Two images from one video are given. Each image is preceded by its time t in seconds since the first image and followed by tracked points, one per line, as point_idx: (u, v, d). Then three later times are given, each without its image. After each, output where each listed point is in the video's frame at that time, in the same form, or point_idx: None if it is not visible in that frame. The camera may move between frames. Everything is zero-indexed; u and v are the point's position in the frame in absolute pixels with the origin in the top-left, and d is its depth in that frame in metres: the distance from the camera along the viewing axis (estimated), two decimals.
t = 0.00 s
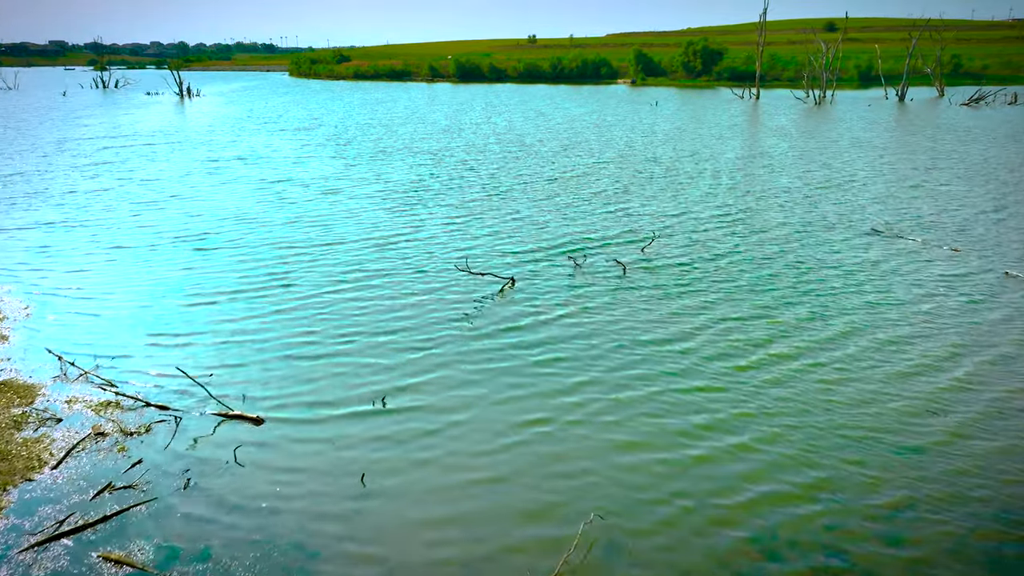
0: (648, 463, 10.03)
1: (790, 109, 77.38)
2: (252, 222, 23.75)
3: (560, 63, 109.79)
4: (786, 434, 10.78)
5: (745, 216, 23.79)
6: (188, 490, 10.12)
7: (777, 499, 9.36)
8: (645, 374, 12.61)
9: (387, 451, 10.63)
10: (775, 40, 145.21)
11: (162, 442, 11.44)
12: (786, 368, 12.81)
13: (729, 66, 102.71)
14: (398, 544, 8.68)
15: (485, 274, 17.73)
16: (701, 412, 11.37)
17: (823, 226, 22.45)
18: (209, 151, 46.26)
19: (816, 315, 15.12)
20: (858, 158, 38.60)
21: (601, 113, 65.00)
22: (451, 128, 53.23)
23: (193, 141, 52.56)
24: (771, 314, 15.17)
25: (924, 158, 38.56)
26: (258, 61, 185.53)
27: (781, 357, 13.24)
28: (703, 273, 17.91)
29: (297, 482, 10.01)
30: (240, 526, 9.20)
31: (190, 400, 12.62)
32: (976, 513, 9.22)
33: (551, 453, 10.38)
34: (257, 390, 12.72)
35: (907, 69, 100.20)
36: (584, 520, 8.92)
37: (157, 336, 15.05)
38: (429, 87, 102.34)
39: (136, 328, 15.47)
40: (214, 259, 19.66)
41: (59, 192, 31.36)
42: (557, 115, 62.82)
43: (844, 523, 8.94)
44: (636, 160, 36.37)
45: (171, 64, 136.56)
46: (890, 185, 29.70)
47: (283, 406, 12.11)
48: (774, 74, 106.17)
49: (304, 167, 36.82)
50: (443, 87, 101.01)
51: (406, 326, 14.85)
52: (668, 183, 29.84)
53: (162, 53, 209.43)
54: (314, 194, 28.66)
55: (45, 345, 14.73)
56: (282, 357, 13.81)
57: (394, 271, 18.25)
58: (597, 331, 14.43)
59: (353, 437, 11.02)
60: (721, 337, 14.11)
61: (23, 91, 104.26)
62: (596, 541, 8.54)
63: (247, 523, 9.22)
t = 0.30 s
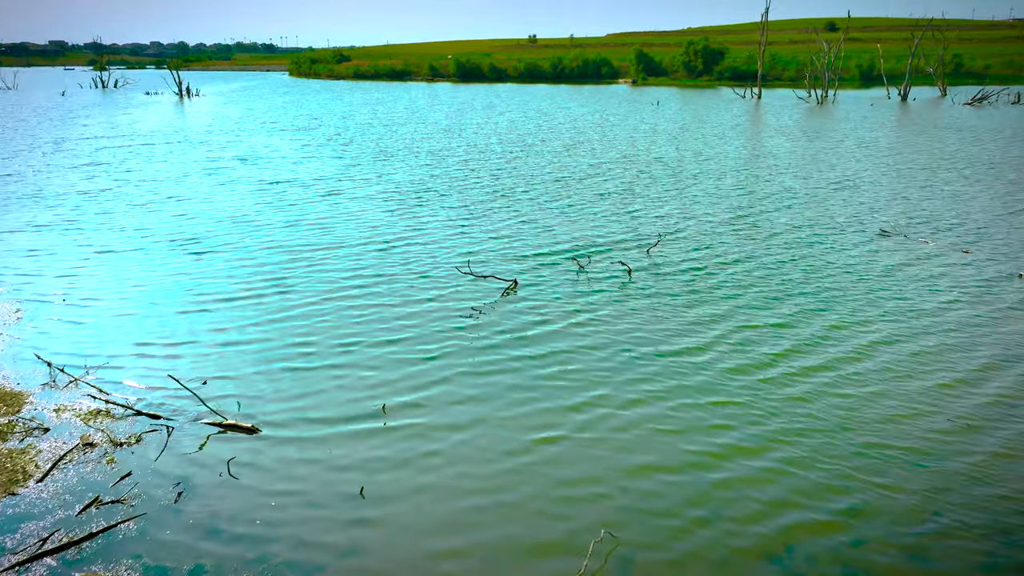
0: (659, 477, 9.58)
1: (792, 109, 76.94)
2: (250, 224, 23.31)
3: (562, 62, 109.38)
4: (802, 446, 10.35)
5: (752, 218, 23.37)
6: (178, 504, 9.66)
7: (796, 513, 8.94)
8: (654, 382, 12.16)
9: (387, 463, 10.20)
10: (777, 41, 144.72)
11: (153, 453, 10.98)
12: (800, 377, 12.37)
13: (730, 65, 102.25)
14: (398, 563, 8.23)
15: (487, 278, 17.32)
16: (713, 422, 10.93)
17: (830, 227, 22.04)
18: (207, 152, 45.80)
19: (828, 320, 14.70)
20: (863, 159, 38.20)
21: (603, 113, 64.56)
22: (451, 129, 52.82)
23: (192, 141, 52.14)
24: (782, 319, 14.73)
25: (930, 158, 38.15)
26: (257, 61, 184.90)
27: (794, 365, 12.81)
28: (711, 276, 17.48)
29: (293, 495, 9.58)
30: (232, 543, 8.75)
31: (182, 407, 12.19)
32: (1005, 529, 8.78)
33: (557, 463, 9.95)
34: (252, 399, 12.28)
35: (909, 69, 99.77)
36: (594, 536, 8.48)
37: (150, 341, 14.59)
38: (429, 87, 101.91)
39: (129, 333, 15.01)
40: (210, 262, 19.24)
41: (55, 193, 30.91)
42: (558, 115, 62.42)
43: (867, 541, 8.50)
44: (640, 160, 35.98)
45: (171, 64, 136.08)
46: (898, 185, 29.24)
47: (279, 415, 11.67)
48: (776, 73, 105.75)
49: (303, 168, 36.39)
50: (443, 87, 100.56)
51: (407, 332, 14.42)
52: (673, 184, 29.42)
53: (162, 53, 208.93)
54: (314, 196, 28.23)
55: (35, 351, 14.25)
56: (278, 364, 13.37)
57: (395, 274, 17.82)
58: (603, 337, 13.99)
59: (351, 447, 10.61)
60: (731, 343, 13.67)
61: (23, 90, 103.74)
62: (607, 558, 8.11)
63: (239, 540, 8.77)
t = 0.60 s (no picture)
0: (669, 491, 9.22)
1: (794, 108, 76.59)
2: (248, 226, 22.93)
3: (562, 61, 109.04)
4: (818, 458, 9.97)
5: (757, 218, 23.02)
6: (168, 517, 9.26)
7: (814, 529, 8.56)
8: (663, 390, 11.77)
9: (387, 475, 9.81)
10: (777, 40, 144.36)
11: (143, 463, 10.58)
12: (812, 385, 11.98)
13: (731, 65, 101.87)
14: None
15: (488, 280, 16.97)
16: (724, 433, 10.54)
17: (837, 228, 21.67)
18: (206, 152, 45.39)
19: (840, 325, 14.29)
20: (867, 158, 37.87)
21: (603, 113, 64.16)
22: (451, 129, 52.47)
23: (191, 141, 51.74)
24: (793, 324, 14.33)
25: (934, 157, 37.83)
26: (257, 60, 184.26)
27: (807, 372, 12.40)
28: (716, 278, 17.13)
29: (289, 509, 9.19)
30: (226, 559, 8.37)
31: (174, 414, 11.79)
32: None
33: (564, 477, 9.57)
34: (247, 406, 11.90)
35: (910, 68, 99.45)
36: (604, 553, 8.15)
37: (143, 347, 14.18)
38: (429, 86, 101.50)
39: (121, 338, 14.60)
40: (205, 265, 18.82)
41: (50, 194, 30.48)
42: (558, 115, 62.09)
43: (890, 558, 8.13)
44: (643, 160, 35.63)
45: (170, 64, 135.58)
46: (904, 185, 28.83)
47: (275, 423, 11.28)
48: (777, 73, 105.38)
49: (302, 168, 35.96)
50: (443, 86, 100.20)
51: (406, 337, 14.06)
52: (676, 184, 29.07)
53: (161, 53, 208.40)
54: (314, 197, 27.87)
55: (25, 357, 13.83)
56: (275, 370, 13.01)
57: (394, 278, 17.40)
58: (609, 343, 13.58)
59: (349, 457, 10.24)
60: (741, 349, 13.26)
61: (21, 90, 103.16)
62: None
63: (232, 557, 8.38)
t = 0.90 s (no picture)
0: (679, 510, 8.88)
1: (795, 108, 76.31)
2: (245, 228, 22.53)
3: (562, 61, 108.73)
4: (833, 474, 9.64)
5: (763, 220, 22.69)
6: (156, 534, 8.86)
7: (832, 549, 8.23)
8: (671, 401, 11.44)
9: (386, 490, 9.48)
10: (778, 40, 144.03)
11: (132, 475, 10.19)
12: (824, 395, 11.65)
13: (732, 65, 101.56)
14: None
15: (490, 284, 16.64)
16: (736, 447, 10.21)
17: (844, 230, 21.35)
18: (205, 152, 45.00)
19: (851, 332, 13.94)
20: (870, 158, 37.57)
21: (604, 112, 63.87)
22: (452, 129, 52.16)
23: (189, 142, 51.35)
24: (801, 330, 14.01)
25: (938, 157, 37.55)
26: (257, 60, 183.82)
27: (819, 382, 12.06)
28: (723, 282, 16.82)
29: (286, 528, 8.84)
30: None
31: (165, 424, 11.41)
32: None
33: (571, 492, 9.25)
34: (242, 415, 11.54)
35: (911, 68, 99.18)
36: None
37: (135, 352, 13.77)
38: (429, 86, 101.13)
39: (114, 344, 14.17)
40: (201, 267, 18.43)
41: (45, 195, 30.04)
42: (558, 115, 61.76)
43: None
44: (645, 161, 35.30)
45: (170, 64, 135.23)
46: (910, 186, 28.53)
47: (270, 435, 10.92)
48: (778, 72, 105.07)
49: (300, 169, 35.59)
50: (442, 86, 99.89)
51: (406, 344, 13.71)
52: (680, 185, 28.71)
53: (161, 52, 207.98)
54: (313, 198, 27.48)
55: (14, 362, 13.41)
56: (271, 377, 12.65)
57: (393, 281, 17.06)
58: (615, 350, 13.23)
59: (348, 470, 9.92)
60: (751, 358, 12.91)
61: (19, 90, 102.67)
62: None
63: None
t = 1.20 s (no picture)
0: (690, 526, 8.50)
1: (796, 108, 75.99)
2: (243, 230, 22.12)
3: (562, 61, 108.40)
4: (848, 489, 9.29)
5: (768, 222, 22.34)
6: (142, 549, 8.44)
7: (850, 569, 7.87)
8: (679, 410, 11.08)
9: (383, 502, 9.10)
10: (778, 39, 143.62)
11: (119, 487, 9.78)
12: (836, 405, 11.29)
13: (733, 64, 101.21)
14: None
15: (491, 289, 16.28)
16: (748, 459, 9.85)
17: (850, 232, 21.01)
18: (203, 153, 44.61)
19: (861, 339, 13.60)
20: (874, 158, 37.24)
21: (605, 112, 63.54)
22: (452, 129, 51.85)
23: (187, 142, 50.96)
24: (810, 337, 13.66)
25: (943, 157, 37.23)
26: (257, 59, 183.43)
27: (830, 391, 11.72)
28: (728, 286, 16.48)
29: (278, 542, 8.44)
30: None
31: (155, 434, 11.01)
32: None
33: (577, 504, 8.89)
34: (235, 425, 11.16)
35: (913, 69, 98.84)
36: None
37: (127, 358, 13.36)
38: (428, 86, 100.76)
39: (105, 349, 13.76)
40: (197, 270, 18.02)
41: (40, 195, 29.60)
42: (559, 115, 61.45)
43: None
44: (647, 161, 34.96)
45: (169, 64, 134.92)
46: (914, 187, 28.24)
47: (263, 444, 10.54)
48: (778, 72, 104.73)
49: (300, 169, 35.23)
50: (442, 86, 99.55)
51: (404, 350, 13.34)
52: (683, 186, 28.36)
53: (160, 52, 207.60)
54: (311, 199, 27.10)
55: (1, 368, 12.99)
56: (266, 385, 12.28)
57: (393, 286, 16.69)
58: (620, 356, 12.87)
59: (344, 481, 9.55)
60: (759, 365, 12.56)
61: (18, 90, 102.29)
62: None
63: None
